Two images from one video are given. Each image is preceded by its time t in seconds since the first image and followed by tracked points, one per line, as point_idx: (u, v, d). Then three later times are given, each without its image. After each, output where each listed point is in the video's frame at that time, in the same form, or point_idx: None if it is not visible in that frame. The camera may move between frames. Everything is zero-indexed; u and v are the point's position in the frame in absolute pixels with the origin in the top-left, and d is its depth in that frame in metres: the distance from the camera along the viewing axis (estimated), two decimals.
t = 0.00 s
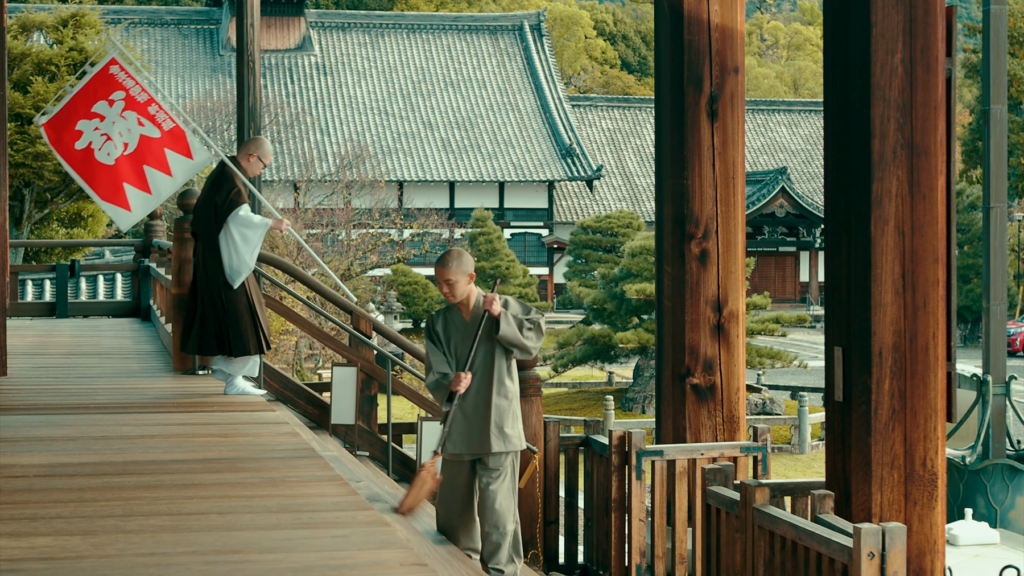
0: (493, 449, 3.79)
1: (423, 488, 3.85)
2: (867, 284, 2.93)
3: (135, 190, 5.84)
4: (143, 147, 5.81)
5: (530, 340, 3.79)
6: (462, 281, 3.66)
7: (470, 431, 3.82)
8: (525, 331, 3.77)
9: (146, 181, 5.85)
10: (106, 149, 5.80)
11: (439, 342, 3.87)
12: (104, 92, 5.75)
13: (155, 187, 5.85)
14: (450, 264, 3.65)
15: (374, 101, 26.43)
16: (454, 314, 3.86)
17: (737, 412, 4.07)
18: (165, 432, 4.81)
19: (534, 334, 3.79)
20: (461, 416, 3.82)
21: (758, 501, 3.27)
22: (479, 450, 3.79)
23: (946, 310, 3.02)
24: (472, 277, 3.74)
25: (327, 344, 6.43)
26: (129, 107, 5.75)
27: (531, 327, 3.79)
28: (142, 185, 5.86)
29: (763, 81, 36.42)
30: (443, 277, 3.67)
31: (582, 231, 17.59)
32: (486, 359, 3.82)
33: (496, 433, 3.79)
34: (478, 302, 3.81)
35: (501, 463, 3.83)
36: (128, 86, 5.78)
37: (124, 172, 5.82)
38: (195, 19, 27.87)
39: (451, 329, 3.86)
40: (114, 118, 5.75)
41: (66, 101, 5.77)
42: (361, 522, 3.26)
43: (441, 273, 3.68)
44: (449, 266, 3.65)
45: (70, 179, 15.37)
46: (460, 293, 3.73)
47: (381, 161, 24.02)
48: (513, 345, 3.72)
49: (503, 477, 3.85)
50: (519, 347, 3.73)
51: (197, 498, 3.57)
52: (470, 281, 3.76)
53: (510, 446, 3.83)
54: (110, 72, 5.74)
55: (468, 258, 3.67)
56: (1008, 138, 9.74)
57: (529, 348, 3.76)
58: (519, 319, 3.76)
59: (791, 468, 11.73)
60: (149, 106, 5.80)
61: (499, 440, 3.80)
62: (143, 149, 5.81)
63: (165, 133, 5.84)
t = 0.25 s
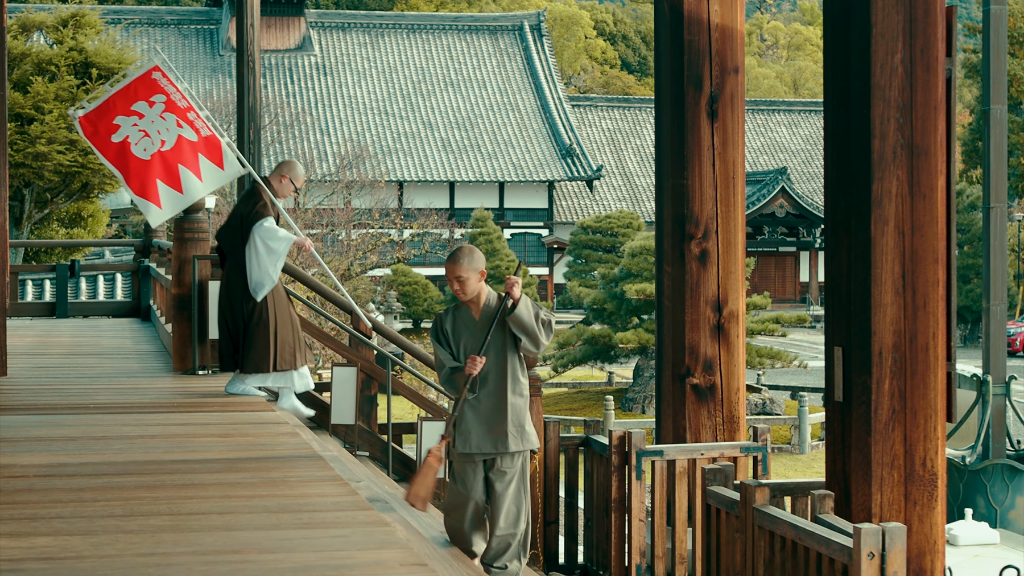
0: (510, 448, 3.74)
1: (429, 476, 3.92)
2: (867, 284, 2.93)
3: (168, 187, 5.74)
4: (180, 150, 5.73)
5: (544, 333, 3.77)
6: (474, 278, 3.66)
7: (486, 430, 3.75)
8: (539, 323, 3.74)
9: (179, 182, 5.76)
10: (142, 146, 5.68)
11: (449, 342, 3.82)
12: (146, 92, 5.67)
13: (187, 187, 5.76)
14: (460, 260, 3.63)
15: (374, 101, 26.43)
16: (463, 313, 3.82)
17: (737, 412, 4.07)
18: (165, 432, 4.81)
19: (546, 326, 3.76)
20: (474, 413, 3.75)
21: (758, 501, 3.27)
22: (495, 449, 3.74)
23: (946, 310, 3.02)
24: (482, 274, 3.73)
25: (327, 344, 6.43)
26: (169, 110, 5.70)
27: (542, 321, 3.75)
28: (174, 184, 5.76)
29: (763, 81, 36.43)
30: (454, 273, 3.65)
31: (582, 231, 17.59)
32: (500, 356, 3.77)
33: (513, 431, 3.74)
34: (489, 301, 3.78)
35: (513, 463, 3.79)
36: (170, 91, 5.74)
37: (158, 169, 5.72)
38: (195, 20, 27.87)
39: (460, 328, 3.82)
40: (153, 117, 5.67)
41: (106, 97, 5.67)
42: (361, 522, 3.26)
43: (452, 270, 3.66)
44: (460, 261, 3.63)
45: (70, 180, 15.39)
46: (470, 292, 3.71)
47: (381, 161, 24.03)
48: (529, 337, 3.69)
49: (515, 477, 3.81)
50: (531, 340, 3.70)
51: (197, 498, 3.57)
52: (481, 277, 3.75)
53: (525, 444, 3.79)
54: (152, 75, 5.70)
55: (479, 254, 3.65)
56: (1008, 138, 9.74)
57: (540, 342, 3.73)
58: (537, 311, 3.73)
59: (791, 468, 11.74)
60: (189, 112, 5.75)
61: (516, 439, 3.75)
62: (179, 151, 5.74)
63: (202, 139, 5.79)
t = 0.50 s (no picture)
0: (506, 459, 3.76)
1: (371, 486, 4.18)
2: (866, 284, 2.93)
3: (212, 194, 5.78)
4: (221, 165, 5.86)
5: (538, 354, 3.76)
6: (475, 284, 3.66)
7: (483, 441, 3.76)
8: (530, 349, 3.72)
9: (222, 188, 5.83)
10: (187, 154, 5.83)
11: (448, 344, 3.85)
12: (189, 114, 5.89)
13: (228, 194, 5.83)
14: (463, 264, 3.66)
15: (374, 101, 26.43)
16: (466, 316, 3.84)
17: (737, 412, 4.07)
18: (166, 432, 4.81)
19: (539, 352, 3.75)
20: (469, 421, 3.78)
21: (758, 501, 3.27)
22: (492, 459, 3.76)
23: (946, 310, 3.02)
24: (485, 279, 3.74)
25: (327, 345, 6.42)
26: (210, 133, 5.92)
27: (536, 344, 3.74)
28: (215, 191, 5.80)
29: (763, 81, 36.43)
30: (456, 277, 3.67)
31: (582, 231, 17.59)
32: (497, 369, 3.78)
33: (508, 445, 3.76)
34: (491, 304, 3.78)
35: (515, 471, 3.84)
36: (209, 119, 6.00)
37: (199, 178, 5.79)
38: (195, 19, 27.86)
39: (461, 332, 3.84)
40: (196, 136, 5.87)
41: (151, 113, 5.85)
42: (361, 522, 3.26)
43: (454, 273, 3.68)
44: (462, 267, 3.66)
45: (70, 180, 15.39)
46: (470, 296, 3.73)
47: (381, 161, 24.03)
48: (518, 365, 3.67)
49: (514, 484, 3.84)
50: (521, 365, 3.68)
51: (197, 498, 3.58)
52: (485, 282, 3.75)
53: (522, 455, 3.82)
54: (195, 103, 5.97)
55: (482, 259, 3.68)
56: (1008, 138, 9.74)
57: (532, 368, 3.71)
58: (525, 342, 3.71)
59: (791, 468, 11.74)
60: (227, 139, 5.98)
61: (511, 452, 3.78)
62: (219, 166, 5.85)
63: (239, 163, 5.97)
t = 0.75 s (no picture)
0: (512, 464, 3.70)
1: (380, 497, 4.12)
2: (866, 284, 2.93)
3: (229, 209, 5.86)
4: (246, 182, 5.92)
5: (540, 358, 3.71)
6: (471, 289, 3.64)
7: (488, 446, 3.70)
8: (531, 355, 3.66)
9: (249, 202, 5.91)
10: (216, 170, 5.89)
11: (449, 351, 3.83)
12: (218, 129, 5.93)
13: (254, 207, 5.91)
14: (459, 270, 3.64)
15: (374, 101, 26.43)
16: (466, 322, 3.81)
17: (737, 412, 4.07)
18: (165, 432, 4.81)
19: (539, 359, 3.68)
20: (472, 428, 3.73)
21: (758, 501, 3.27)
22: (498, 465, 3.70)
23: (946, 310, 3.02)
24: (483, 284, 3.71)
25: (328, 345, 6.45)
26: (238, 149, 5.94)
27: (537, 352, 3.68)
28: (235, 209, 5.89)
29: (763, 81, 36.43)
30: (452, 283, 3.65)
31: (582, 231, 17.58)
32: (498, 377, 3.74)
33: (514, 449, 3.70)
34: (490, 310, 3.75)
35: (520, 477, 3.77)
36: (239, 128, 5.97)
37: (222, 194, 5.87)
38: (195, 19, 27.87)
39: (462, 338, 3.81)
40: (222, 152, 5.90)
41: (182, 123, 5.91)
42: (361, 522, 3.26)
43: (451, 278, 3.66)
44: (457, 272, 3.63)
45: (70, 180, 15.39)
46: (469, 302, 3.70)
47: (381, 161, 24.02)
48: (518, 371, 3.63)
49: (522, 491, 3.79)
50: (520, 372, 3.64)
51: (197, 498, 3.58)
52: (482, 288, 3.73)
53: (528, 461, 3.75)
54: (226, 113, 5.95)
55: (478, 264, 3.64)
56: (1008, 137, 9.74)
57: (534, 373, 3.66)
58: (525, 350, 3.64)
59: (791, 468, 11.74)
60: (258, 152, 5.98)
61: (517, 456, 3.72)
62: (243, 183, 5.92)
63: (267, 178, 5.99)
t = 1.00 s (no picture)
0: (520, 458, 3.63)
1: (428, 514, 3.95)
2: (866, 284, 2.93)
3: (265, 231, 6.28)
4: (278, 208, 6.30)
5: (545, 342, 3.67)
6: (472, 283, 3.57)
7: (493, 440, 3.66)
8: (536, 332, 3.64)
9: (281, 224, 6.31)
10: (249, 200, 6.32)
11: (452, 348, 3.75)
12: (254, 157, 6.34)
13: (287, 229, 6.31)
14: (458, 264, 3.57)
15: (374, 101, 26.43)
16: (466, 318, 3.75)
17: (737, 412, 4.07)
18: (166, 432, 4.81)
19: (547, 337, 3.65)
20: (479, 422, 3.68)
21: (758, 501, 3.27)
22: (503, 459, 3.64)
23: (946, 310, 3.02)
24: (483, 279, 3.64)
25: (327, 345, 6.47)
26: (273, 171, 6.33)
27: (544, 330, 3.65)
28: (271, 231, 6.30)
29: (763, 81, 36.43)
30: (452, 278, 3.58)
31: (583, 231, 17.58)
32: (503, 366, 3.68)
33: (522, 443, 3.64)
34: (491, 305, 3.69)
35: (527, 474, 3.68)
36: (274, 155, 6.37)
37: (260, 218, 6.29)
38: (195, 19, 27.86)
39: (464, 333, 3.74)
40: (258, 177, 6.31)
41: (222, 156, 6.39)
42: (361, 522, 3.26)
43: (451, 276, 3.60)
44: (457, 266, 3.56)
45: (70, 180, 15.39)
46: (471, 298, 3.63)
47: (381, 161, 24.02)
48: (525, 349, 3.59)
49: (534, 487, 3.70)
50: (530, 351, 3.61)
51: (197, 498, 3.58)
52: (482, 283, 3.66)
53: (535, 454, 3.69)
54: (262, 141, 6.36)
55: (478, 258, 3.58)
56: (1008, 138, 9.74)
57: (541, 353, 3.63)
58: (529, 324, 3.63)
59: (791, 468, 11.74)
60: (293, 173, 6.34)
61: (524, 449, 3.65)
62: (278, 206, 6.31)
63: (303, 199, 6.35)
